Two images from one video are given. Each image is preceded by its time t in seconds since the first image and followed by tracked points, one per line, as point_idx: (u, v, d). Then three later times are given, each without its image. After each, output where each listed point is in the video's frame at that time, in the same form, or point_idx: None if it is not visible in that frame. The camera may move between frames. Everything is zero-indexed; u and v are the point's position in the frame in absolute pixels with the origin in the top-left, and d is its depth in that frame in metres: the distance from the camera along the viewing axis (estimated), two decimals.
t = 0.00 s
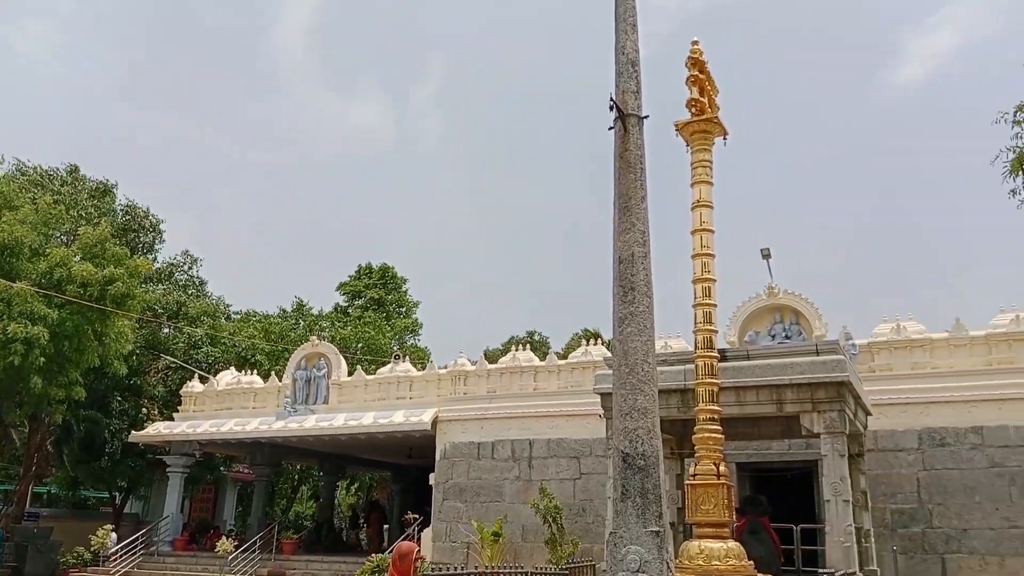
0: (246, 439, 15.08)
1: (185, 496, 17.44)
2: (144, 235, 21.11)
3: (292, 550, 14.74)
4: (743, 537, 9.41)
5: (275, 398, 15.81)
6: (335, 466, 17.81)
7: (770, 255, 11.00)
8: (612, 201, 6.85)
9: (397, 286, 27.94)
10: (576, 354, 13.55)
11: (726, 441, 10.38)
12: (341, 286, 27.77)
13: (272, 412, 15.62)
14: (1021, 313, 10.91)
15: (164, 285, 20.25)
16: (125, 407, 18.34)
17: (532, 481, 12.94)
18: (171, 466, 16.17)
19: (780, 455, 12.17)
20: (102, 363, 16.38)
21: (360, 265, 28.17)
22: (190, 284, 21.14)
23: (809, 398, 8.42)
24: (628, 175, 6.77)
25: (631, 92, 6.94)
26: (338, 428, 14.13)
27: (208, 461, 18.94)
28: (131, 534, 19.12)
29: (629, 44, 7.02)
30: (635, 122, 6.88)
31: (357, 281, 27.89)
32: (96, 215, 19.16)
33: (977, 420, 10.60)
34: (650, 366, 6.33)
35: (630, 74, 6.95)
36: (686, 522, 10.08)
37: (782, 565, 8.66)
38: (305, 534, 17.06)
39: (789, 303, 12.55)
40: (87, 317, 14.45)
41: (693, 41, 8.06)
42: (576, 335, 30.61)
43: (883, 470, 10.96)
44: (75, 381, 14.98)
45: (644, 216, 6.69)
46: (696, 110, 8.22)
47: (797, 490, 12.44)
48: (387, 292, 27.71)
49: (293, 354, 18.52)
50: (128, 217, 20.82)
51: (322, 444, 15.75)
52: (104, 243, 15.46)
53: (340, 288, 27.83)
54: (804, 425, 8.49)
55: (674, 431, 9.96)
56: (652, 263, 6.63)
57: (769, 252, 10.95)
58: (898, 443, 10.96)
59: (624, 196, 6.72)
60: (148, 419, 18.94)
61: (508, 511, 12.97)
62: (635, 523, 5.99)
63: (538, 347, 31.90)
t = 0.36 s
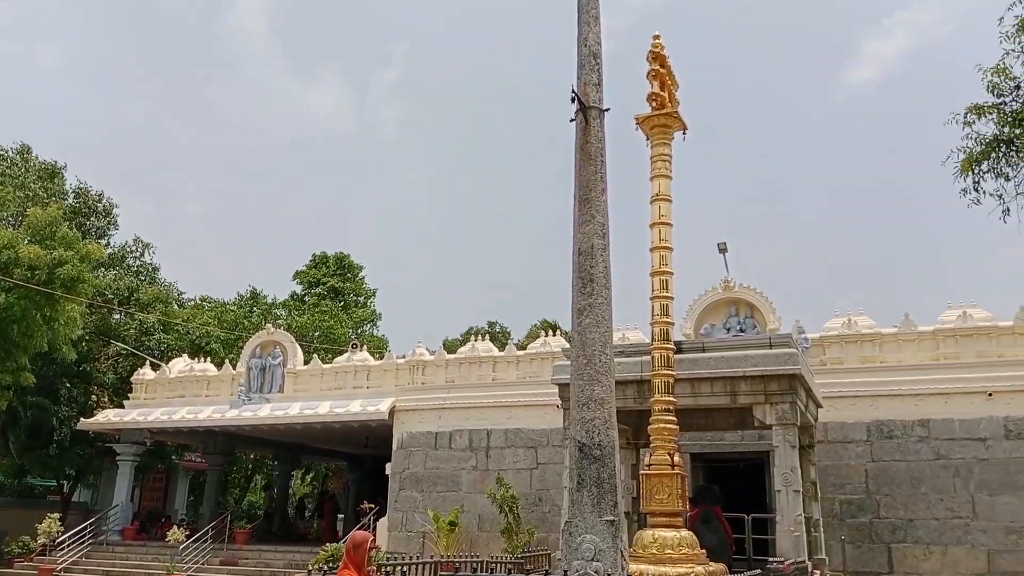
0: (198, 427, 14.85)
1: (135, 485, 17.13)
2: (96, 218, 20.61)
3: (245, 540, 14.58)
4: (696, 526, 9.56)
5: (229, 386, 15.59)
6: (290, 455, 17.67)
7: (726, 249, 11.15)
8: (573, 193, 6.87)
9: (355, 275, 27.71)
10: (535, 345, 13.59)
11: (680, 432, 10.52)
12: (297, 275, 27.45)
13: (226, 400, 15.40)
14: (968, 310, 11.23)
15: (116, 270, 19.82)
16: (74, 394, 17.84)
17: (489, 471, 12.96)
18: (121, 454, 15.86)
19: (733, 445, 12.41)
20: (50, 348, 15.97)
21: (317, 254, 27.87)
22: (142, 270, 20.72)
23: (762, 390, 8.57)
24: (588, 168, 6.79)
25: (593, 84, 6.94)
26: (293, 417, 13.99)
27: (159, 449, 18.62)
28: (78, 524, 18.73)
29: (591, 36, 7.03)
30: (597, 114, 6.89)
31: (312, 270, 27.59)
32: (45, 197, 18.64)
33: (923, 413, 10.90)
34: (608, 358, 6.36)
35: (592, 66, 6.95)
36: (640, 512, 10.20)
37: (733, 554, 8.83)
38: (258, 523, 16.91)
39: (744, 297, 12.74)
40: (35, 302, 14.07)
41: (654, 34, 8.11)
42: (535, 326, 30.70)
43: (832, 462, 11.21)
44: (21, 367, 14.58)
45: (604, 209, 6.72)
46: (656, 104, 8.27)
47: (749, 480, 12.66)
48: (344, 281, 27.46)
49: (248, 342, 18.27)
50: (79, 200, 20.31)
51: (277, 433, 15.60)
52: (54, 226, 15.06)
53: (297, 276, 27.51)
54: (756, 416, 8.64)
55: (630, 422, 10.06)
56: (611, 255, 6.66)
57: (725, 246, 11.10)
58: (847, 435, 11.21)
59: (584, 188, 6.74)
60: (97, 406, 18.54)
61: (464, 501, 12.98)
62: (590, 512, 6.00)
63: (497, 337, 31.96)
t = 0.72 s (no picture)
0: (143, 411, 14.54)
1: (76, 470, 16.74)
2: (37, 196, 19.96)
3: (190, 525, 14.36)
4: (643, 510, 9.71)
5: (174, 369, 15.28)
6: (237, 439, 17.45)
7: (678, 238, 11.28)
8: (528, 179, 6.87)
9: (305, 258, 27.34)
10: (488, 331, 13.57)
11: (630, 418, 10.65)
12: (246, 258, 26.98)
13: (171, 384, 15.10)
14: (910, 301, 11.54)
15: (57, 250, 19.25)
16: (13, 375, 17.00)
17: (440, 457, 12.96)
18: (61, 438, 15.46)
19: (681, 431, 12.56)
20: None
21: (266, 236, 27.41)
22: (85, 250, 20.16)
23: (709, 376, 8.72)
24: (544, 154, 6.79)
25: (549, 71, 6.93)
26: (240, 401, 13.79)
27: (102, 434, 18.19)
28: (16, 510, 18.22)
29: (547, 22, 7.01)
30: (553, 101, 6.88)
31: (262, 253, 27.13)
32: None
33: (865, 401, 11.20)
34: (560, 344, 6.39)
35: (548, 52, 6.94)
36: (590, 496, 10.32)
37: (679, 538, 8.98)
38: (204, 509, 16.68)
39: (694, 285, 12.92)
40: None
41: (611, 22, 8.12)
42: (489, 312, 30.71)
43: (777, 448, 11.46)
44: None
45: (559, 196, 6.74)
46: (611, 92, 8.30)
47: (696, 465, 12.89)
48: (295, 264, 27.08)
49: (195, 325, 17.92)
50: (18, 177, 19.66)
51: (223, 418, 15.35)
52: None
53: (245, 259, 27.03)
54: (704, 403, 8.78)
55: (581, 407, 10.14)
56: (564, 242, 6.67)
57: (677, 235, 11.22)
58: (791, 421, 11.47)
59: (539, 174, 6.74)
60: (37, 389, 18.03)
61: (414, 486, 12.96)
62: (540, 497, 6.02)
63: (451, 323, 31.88)
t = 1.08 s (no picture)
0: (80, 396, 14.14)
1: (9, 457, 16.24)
2: None
3: (129, 513, 14.05)
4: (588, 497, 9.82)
5: (114, 354, 14.88)
6: (179, 426, 17.11)
7: (628, 229, 11.38)
8: (479, 166, 6.84)
9: (252, 242, 26.85)
10: (437, 319, 13.51)
11: (577, 406, 10.74)
12: (190, 240, 26.37)
13: (110, 369, 14.71)
14: (850, 293, 11.85)
15: None
16: None
17: (387, 444, 12.89)
18: None
19: (628, 419, 12.58)
20: None
21: (211, 219, 26.81)
22: (21, 230, 19.50)
23: (656, 365, 8.83)
24: (495, 141, 6.77)
25: (501, 58, 6.91)
26: (183, 387, 13.51)
27: (37, 420, 17.66)
28: None
29: (501, 9, 6.98)
30: (505, 88, 6.86)
31: (207, 235, 26.52)
32: None
33: (805, 390, 11.48)
34: (509, 332, 6.39)
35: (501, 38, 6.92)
36: (536, 483, 10.39)
37: (623, 524, 9.11)
38: (144, 496, 16.35)
39: (643, 276, 13.06)
40: None
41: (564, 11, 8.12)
42: (439, 300, 30.60)
43: (720, 436, 11.67)
44: None
45: (510, 183, 6.73)
46: (563, 81, 8.31)
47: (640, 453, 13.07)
48: (241, 248, 26.57)
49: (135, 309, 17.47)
50: None
51: (165, 404, 15.03)
52: None
53: (189, 242, 26.42)
54: (650, 391, 8.90)
55: (528, 395, 10.18)
56: (515, 230, 6.68)
57: (627, 225, 11.32)
58: (734, 410, 11.70)
59: (490, 161, 6.72)
60: None
61: (361, 474, 12.88)
62: (487, 484, 6.01)
63: (400, 311, 31.69)
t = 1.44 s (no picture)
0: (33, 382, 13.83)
1: None
2: None
3: (84, 501, 13.81)
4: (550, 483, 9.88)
5: (68, 339, 14.56)
6: (136, 412, 16.83)
7: (591, 216, 11.42)
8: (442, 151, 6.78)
9: (212, 225, 26.41)
10: (400, 305, 13.43)
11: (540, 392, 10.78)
12: (148, 223, 25.83)
13: (64, 354, 14.40)
14: (808, 281, 12.03)
15: None
16: None
17: (348, 431, 12.82)
18: None
19: (589, 405, 12.75)
20: None
21: (171, 201, 26.22)
22: None
23: (617, 352, 8.89)
24: (459, 126, 6.72)
25: (465, 41, 6.86)
26: (139, 373, 13.28)
27: None
28: None
29: None
30: (469, 72, 6.81)
31: (167, 218, 25.93)
32: None
33: (763, 376, 11.66)
34: (471, 318, 6.36)
35: (465, 22, 6.86)
36: (498, 469, 10.43)
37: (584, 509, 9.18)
38: (100, 483, 16.09)
39: (606, 263, 13.12)
40: None
41: None
42: (401, 286, 30.44)
43: (679, 422, 11.82)
44: None
45: (474, 169, 6.69)
46: (528, 67, 8.28)
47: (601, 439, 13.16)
48: (200, 231, 26.11)
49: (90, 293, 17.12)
50: None
51: (121, 390, 14.76)
52: None
53: (147, 224, 25.87)
54: (612, 377, 8.95)
55: (490, 381, 10.20)
56: (478, 216, 6.65)
57: (590, 212, 11.36)
58: (693, 396, 11.84)
59: (454, 146, 6.67)
60: None
61: (321, 461, 12.79)
62: (448, 470, 6.00)
63: (361, 296, 31.46)
